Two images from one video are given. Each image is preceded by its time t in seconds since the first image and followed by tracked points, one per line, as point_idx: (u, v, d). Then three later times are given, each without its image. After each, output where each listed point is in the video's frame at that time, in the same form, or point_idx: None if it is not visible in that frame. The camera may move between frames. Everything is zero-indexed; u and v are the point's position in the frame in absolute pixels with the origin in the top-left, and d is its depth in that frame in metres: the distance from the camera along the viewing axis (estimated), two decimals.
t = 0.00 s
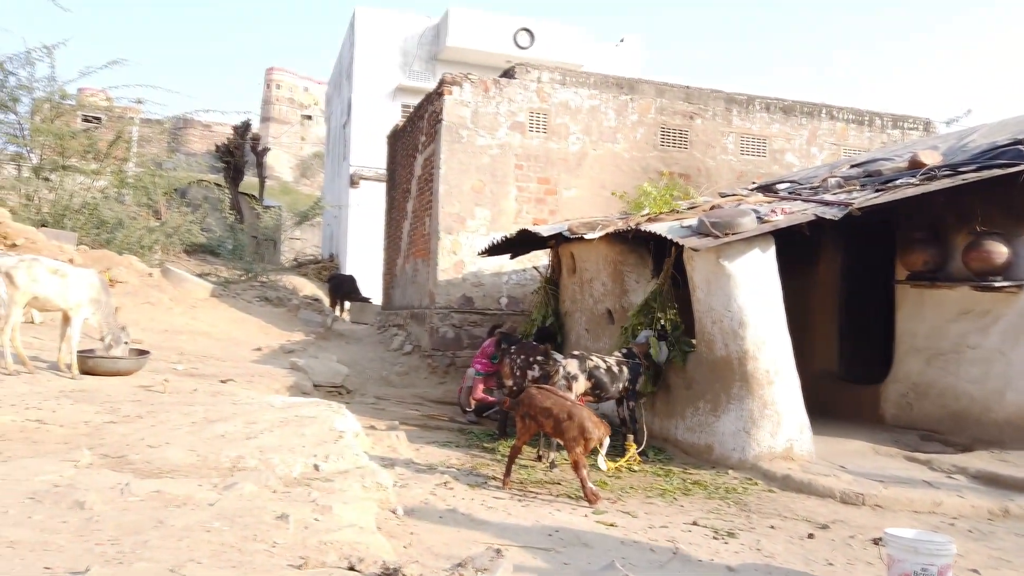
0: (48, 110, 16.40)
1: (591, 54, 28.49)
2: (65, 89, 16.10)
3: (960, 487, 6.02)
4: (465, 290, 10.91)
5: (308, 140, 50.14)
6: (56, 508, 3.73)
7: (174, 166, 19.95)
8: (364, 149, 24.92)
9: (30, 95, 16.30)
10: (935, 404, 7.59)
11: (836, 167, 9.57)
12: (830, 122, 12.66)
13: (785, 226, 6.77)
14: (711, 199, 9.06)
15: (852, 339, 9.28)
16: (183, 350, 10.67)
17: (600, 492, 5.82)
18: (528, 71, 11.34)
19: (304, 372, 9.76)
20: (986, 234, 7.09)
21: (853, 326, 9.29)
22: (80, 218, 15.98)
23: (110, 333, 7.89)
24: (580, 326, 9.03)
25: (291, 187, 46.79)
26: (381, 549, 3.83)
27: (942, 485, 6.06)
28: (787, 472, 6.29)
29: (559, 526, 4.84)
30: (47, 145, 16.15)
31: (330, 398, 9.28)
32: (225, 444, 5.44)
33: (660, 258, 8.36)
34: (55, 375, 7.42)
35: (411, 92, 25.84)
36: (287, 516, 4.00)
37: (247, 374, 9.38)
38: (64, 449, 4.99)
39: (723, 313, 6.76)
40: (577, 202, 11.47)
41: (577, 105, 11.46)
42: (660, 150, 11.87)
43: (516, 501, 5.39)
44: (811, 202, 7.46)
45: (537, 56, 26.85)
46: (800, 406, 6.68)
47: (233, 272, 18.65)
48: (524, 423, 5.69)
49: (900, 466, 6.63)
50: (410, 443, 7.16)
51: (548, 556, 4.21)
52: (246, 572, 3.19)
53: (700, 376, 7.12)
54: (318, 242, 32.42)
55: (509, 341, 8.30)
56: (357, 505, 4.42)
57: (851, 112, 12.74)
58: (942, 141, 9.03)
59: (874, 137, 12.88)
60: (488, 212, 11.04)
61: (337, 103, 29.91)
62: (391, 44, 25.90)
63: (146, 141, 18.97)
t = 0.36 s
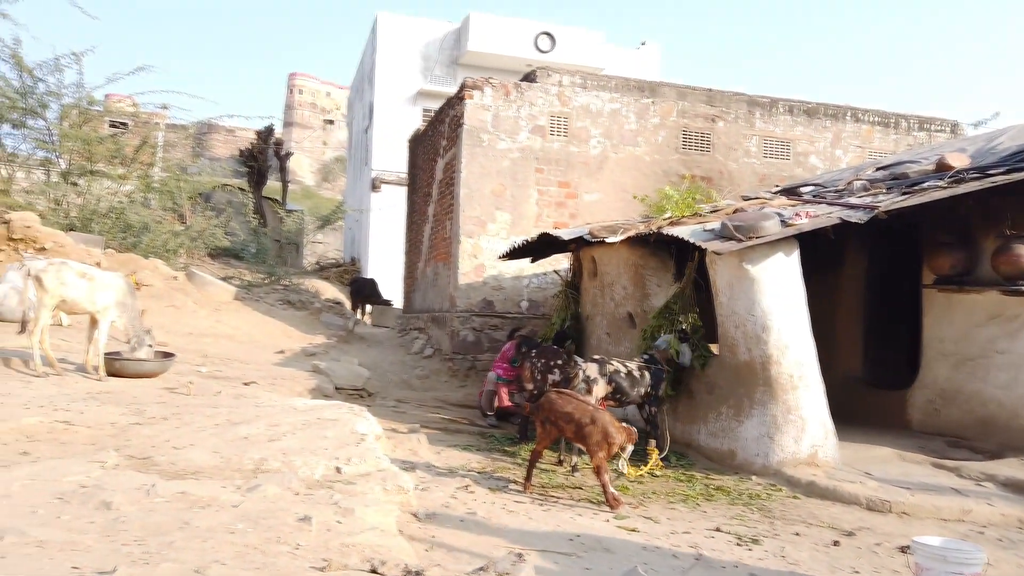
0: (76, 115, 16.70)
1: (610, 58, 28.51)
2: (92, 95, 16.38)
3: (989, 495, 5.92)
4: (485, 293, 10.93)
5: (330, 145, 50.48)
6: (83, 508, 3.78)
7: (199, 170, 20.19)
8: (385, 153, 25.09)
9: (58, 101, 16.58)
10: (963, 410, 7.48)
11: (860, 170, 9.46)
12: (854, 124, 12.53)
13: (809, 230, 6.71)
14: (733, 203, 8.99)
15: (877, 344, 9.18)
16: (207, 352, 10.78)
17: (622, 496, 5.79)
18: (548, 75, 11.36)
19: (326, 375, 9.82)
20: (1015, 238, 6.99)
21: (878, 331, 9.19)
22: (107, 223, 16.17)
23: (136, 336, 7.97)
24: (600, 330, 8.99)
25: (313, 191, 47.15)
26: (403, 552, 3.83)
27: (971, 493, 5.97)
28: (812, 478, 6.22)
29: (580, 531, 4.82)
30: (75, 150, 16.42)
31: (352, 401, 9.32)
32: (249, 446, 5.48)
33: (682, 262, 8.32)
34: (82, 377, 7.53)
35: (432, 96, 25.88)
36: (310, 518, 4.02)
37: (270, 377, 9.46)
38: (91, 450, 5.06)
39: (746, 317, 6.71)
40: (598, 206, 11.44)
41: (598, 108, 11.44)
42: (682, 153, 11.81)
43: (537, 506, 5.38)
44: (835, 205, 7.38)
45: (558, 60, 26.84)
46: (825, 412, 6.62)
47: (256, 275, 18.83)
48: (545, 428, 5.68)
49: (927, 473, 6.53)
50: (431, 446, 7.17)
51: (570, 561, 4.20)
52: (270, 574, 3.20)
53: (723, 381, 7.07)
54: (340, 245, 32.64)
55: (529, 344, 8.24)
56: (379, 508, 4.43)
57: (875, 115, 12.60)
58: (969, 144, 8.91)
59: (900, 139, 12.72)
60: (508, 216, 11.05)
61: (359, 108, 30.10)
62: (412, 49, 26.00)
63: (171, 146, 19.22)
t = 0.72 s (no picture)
0: (111, 124, 17.07)
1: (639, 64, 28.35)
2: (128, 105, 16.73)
3: None
4: (513, 299, 10.92)
5: (358, 152, 50.89)
6: (120, 511, 3.84)
7: (230, 178, 20.48)
8: (413, 160, 25.26)
9: (95, 110, 16.94)
10: (1002, 420, 7.31)
11: (894, 174, 9.32)
12: (888, 128, 12.34)
13: (842, 235, 6.62)
14: (764, 208, 8.90)
15: (913, 351, 9.02)
16: (238, 357, 10.92)
17: (652, 505, 5.75)
18: (576, 81, 11.36)
19: (355, 381, 9.88)
20: None
21: (913, 338, 9.03)
22: (142, 229, 16.44)
23: (170, 341, 8.08)
24: (629, 336, 8.96)
25: (341, 198, 47.56)
26: (434, 558, 3.84)
27: (1011, 504, 5.83)
28: (846, 488, 6.12)
29: (610, 539, 4.79)
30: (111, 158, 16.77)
31: (380, 406, 9.36)
32: (280, 451, 5.54)
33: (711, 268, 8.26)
34: (118, 381, 7.67)
35: (460, 103, 25.97)
36: (340, 523, 4.04)
37: (300, 382, 9.54)
38: (127, 453, 5.15)
39: (778, 323, 6.65)
40: (626, 212, 11.39)
41: (627, 113, 11.41)
42: (711, 158, 11.73)
43: (566, 513, 5.36)
44: (869, 210, 7.27)
45: (586, 66, 26.81)
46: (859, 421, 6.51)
47: (286, 282, 19.04)
48: (575, 435, 5.66)
49: (965, 484, 6.40)
50: (459, 451, 7.18)
51: (601, 569, 4.17)
52: None
53: (754, 388, 7.00)
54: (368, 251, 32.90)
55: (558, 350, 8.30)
56: (409, 514, 4.45)
57: (910, 117, 12.40)
58: (1007, 147, 8.74)
59: (935, 143, 12.51)
60: (536, 222, 11.05)
61: (387, 115, 30.35)
62: (440, 56, 26.15)
63: (204, 153, 19.53)
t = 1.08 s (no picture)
0: (158, 138, 17.55)
1: (676, 71, 28.20)
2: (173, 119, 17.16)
3: None
4: (549, 308, 10.93)
5: (396, 162, 51.40)
6: (167, 517, 3.91)
7: (271, 189, 20.83)
8: (450, 170, 25.45)
9: (142, 124, 17.40)
10: None
11: (941, 180, 9.11)
12: (934, 133, 12.07)
13: (888, 243, 6.49)
14: (806, 216, 8.76)
15: (964, 363, 8.79)
16: (279, 366, 11.07)
17: (693, 517, 5.67)
18: (613, 89, 11.34)
19: (394, 390, 9.95)
20: None
21: (964, 349, 8.81)
22: (187, 240, 16.81)
23: (214, 349, 8.24)
24: (667, 346, 8.88)
25: (379, 208, 48.07)
26: (473, 567, 3.83)
27: None
28: (894, 503, 5.97)
29: (651, 551, 4.74)
30: (157, 171, 17.21)
31: (418, 415, 9.40)
32: (321, 458, 5.59)
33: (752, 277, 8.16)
34: (164, 389, 7.83)
35: (496, 113, 26.10)
36: (381, 532, 4.06)
37: (339, 390, 9.64)
38: (173, 460, 5.25)
39: (822, 333, 6.54)
40: (664, 220, 11.31)
41: (664, 121, 11.35)
42: (751, 165, 11.60)
43: (606, 524, 5.31)
44: (916, 217, 7.12)
45: (623, 75, 26.75)
46: (908, 433, 6.36)
47: (326, 291, 19.29)
48: (615, 445, 5.62)
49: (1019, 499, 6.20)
50: (497, 461, 7.17)
51: None
52: None
53: (797, 399, 6.88)
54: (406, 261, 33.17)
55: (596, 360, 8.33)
56: (448, 523, 4.46)
57: (957, 123, 12.11)
58: None
59: (983, 148, 12.20)
60: (573, 231, 11.03)
61: (425, 126, 30.65)
62: (477, 67, 26.32)
63: (246, 166, 19.90)
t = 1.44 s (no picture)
0: (208, 153, 18.04)
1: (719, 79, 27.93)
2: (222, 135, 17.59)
3: None
4: (591, 319, 10.86)
5: (438, 175, 51.80)
6: (217, 525, 3.97)
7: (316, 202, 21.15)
8: (491, 181, 25.58)
9: (192, 140, 17.86)
10: None
11: (997, 187, 8.84)
12: (989, 138, 11.74)
13: (942, 252, 6.32)
14: (855, 224, 8.58)
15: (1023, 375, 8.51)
16: (324, 376, 11.20)
17: (741, 533, 5.57)
18: (655, 98, 11.28)
19: (436, 400, 9.98)
20: None
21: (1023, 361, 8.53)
22: (234, 253, 17.15)
23: (261, 359, 8.37)
24: (712, 357, 8.75)
25: (421, 220, 48.49)
26: None
27: None
28: (952, 520, 5.79)
29: (698, 566, 4.66)
30: (206, 185, 17.67)
31: (461, 425, 9.41)
32: (366, 468, 5.63)
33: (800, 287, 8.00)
34: (213, 399, 7.97)
35: (537, 124, 26.15)
36: (425, 542, 4.07)
37: (383, 400, 9.70)
38: (222, 468, 5.33)
39: (873, 344, 6.39)
40: (708, 230, 11.19)
41: (708, 130, 11.25)
42: (798, 173, 11.42)
43: (651, 539, 5.24)
44: (972, 225, 6.92)
45: (666, 83, 26.52)
46: (965, 448, 6.16)
47: (369, 303, 19.50)
48: (661, 458, 5.55)
49: None
50: (540, 473, 7.13)
51: None
52: None
53: (848, 412, 6.73)
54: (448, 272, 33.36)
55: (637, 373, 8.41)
56: (492, 535, 4.45)
57: (1013, 127, 11.77)
58: None
59: None
60: (615, 241, 10.97)
61: (466, 138, 30.86)
62: (517, 78, 26.41)
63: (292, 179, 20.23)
